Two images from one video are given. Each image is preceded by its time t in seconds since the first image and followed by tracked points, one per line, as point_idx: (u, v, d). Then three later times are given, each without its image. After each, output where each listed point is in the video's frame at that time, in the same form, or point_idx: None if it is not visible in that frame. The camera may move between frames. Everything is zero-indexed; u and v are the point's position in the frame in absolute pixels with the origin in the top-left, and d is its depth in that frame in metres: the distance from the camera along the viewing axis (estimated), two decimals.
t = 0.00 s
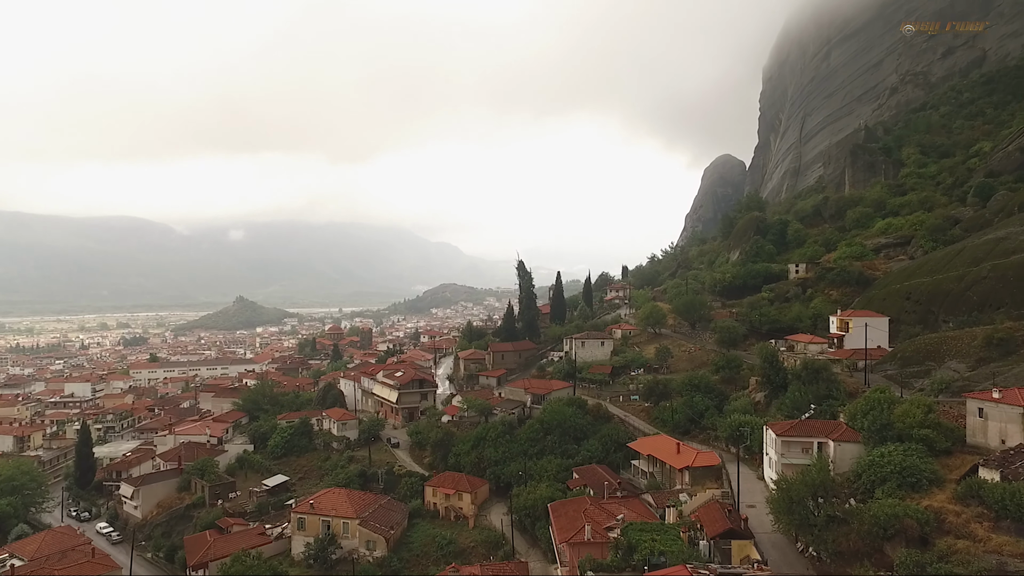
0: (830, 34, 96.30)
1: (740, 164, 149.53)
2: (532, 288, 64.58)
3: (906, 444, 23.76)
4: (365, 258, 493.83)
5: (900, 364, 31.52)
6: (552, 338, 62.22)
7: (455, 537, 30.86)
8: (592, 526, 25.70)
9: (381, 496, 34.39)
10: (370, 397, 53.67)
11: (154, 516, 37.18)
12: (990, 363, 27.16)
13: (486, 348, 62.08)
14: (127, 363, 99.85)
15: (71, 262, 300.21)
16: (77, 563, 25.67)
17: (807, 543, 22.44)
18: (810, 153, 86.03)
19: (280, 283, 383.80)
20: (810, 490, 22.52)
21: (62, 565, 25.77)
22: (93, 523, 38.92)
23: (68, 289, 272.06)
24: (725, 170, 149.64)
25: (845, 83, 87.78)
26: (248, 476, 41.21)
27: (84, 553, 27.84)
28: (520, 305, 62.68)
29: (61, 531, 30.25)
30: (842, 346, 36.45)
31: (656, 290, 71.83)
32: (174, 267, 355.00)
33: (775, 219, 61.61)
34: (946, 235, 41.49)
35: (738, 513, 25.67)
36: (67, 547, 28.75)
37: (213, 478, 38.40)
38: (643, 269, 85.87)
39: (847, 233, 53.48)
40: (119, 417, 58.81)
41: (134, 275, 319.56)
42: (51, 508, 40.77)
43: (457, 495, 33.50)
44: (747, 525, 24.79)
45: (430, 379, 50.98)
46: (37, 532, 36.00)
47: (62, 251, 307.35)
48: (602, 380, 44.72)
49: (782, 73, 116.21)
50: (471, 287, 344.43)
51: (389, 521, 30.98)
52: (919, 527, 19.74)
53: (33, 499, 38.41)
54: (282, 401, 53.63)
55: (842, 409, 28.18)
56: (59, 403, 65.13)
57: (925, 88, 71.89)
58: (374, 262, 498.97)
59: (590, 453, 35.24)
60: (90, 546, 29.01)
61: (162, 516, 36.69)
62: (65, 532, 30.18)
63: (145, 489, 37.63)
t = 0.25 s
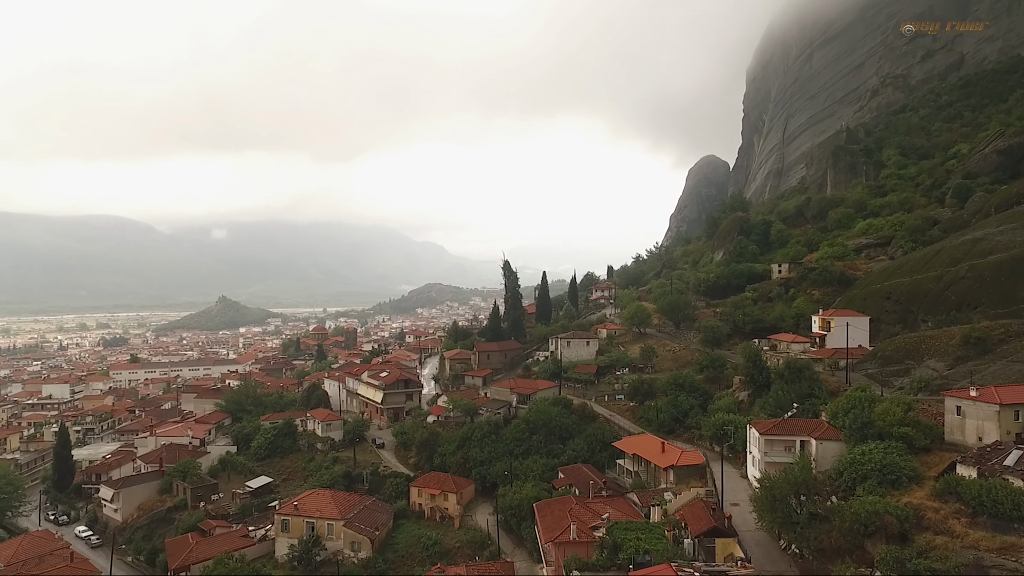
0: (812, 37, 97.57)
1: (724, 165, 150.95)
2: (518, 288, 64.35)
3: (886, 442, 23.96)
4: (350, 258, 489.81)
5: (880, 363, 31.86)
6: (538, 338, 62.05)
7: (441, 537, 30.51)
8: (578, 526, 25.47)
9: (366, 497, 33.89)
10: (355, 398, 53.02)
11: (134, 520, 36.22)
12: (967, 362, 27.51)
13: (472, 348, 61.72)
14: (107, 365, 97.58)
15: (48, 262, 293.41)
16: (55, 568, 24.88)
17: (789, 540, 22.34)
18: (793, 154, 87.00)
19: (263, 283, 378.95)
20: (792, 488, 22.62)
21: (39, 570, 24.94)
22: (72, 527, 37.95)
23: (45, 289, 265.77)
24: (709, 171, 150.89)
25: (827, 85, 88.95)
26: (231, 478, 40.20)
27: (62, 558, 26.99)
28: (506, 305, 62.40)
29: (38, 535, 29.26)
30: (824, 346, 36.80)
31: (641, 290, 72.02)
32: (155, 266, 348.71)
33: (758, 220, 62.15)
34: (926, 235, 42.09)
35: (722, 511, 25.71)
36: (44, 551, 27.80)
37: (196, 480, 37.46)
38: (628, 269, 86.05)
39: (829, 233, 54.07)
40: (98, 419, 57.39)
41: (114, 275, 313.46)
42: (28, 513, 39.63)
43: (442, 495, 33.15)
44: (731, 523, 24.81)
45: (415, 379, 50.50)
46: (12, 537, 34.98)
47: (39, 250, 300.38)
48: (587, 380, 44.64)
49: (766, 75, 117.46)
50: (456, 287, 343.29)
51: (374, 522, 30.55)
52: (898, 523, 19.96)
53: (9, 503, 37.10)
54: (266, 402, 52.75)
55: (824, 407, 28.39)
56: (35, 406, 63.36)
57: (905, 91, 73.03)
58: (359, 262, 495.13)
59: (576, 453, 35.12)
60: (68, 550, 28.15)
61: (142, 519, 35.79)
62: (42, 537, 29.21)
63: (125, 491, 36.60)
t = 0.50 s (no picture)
0: (793, 39, 98.87)
1: (706, 166, 152.36)
2: (502, 287, 64.10)
3: (865, 440, 24.17)
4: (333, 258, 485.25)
5: (859, 362, 32.23)
6: (522, 338, 61.87)
7: (425, 538, 30.16)
8: (562, 525, 25.28)
9: (349, 498, 33.37)
10: (338, 399, 52.32)
11: (112, 524, 35.30)
12: (944, 360, 27.91)
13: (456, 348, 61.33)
14: (84, 366, 95.23)
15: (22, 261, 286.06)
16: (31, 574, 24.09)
17: (771, 538, 22.37)
18: (774, 155, 88.09)
19: (244, 282, 373.49)
20: (774, 486, 22.63)
21: None
22: (47, 531, 36.86)
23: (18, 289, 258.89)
24: (692, 172, 152.16)
25: (807, 88, 90.20)
26: (212, 480, 39.27)
27: (37, 563, 26.18)
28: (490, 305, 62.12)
29: (12, 541, 28.25)
30: (805, 345, 37.21)
31: (624, 289, 72.21)
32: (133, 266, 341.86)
33: (740, 220, 62.71)
34: (903, 236, 42.77)
35: (705, 509, 25.74)
36: (19, 556, 26.80)
37: (176, 483, 36.51)
38: (611, 269, 86.17)
39: (810, 234, 54.74)
40: (75, 421, 55.95)
41: (91, 274, 306.81)
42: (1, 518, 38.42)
43: (426, 496, 32.78)
44: (714, 521, 24.86)
45: (399, 379, 49.98)
46: None
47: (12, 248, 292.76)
48: (571, 379, 44.57)
49: (748, 76, 118.80)
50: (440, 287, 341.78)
51: (357, 524, 30.08)
52: (877, 520, 20.13)
53: None
54: (247, 403, 51.80)
55: (805, 406, 28.61)
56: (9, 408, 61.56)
57: (883, 93, 74.25)
58: (342, 262, 490.74)
59: (560, 452, 34.98)
60: (44, 556, 27.26)
61: (121, 523, 34.90)
62: (17, 542, 28.22)
63: (103, 495, 35.63)
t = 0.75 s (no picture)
0: (775, 42, 100.12)
1: (689, 167, 153.67)
2: (487, 288, 63.83)
3: (845, 437, 24.39)
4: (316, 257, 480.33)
5: (839, 361, 32.57)
6: (506, 338, 61.67)
7: (409, 539, 29.80)
8: (547, 525, 25.09)
9: (332, 500, 32.87)
10: (321, 400, 51.58)
11: (90, 528, 34.31)
12: (921, 359, 28.30)
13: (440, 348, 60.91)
14: (59, 367, 92.83)
15: None
16: None
17: (753, 535, 22.61)
18: (756, 156, 89.10)
19: (224, 282, 367.81)
20: (756, 484, 22.75)
21: None
22: (22, 537, 35.66)
23: None
24: (675, 173, 153.35)
25: (788, 90, 91.42)
26: (192, 483, 38.56)
27: (11, 570, 25.32)
28: (474, 305, 61.80)
29: None
30: (786, 345, 37.62)
31: (608, 289, 72.40)
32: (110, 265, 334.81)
33: (722, 220, 63.26)
34: (882, 237, 43.41)
35: (688, 508, 25.80)
36: None
37: (155, 486, 35.60)
38: (596, 269, 86.44)
39: (791, 234, 55.37)
40: (52, 424, 54.49)
41: (67, 274, 299.78)
42: None
43: (410, 497, 32.41)
44: (697, 520, 24.94)
45: (383, 380, 49.43)
46: None
47: None
48: (555, 379, 44.48)
49: (730, 78, 119.98)
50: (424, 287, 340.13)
51: (341, 526, 29.60)
52: (857, 517, 20.27)
53: None
54: (229, 405, 50.84)
55: (786, 404, 28.82)
56: None
57: (862, 96, 75.46)
58: (324, 262, 485.92)
59: (545, 452, 34.83)
60: (19, 562, 26.50)
61: (98, 526, 33.92)
62: None
63: (80, 499, 34.63)
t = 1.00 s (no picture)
0: (751, 45, 101.61)
1: (668, 168, 155.16)
2: (466, 287, 63.35)
3: (820, 435, 24.65)
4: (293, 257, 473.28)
5: (814, 359, 32.96)
6: (486, 338, 61.29)
7: (388, 540, 29.32)
8: (526, 524, 24.90)
9: (310, 502, 32.11)
10: (299, 401, 50.52)
11: (59, 534, 32.71)
12: (893, 357, 28.78)
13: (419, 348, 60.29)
14: (26, 369, 89.67)
15: None
16: None
17: (731, 533, 22.73)
18: (732, 157, 90.26)
19: (198, 282, 359.87)
20: (733, 481, 22.90)
21: None
22: None
23: None
24: (654, 173, 154.62)
25: (764, 92, 92.86)
26: (166, 486, 37.53)
27: None
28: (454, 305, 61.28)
29: None
30: (762, 343, 38.01)
31: (588, 289, 72.52)
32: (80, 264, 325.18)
33: (700, 221, 63.86)
34: (855, 237, 44.18)
35: (667, 506, 25.81)
36: None
37: (127, 489, 34.37)
38: (575, 269, 86.55)
39: (767, 234, 56.09)
40: (18, 428, 52.49)
41: (34, 273, 290.32)
42: None
43: (389, 498, 31.95)
44: (675, 518, 24.96)
45: (362, 380, 48.66)
46: None
47: None
48: (535, 379, 44.29)
49: (707, 80, 121.37)
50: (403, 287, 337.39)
51: (319, 527, 28.84)
52: (831, 513, 20.47)
53: None
54: (204, 406, 49.55)
55: (763, 403, 29.03)
56: None
57: (836, 99, 76.92)
58: (302, 261, 479.12)
59: (524, 452, 34.54)
60: None
61: (68, 532, 32.40)
62: None
63: (49, 504, 33.00)
